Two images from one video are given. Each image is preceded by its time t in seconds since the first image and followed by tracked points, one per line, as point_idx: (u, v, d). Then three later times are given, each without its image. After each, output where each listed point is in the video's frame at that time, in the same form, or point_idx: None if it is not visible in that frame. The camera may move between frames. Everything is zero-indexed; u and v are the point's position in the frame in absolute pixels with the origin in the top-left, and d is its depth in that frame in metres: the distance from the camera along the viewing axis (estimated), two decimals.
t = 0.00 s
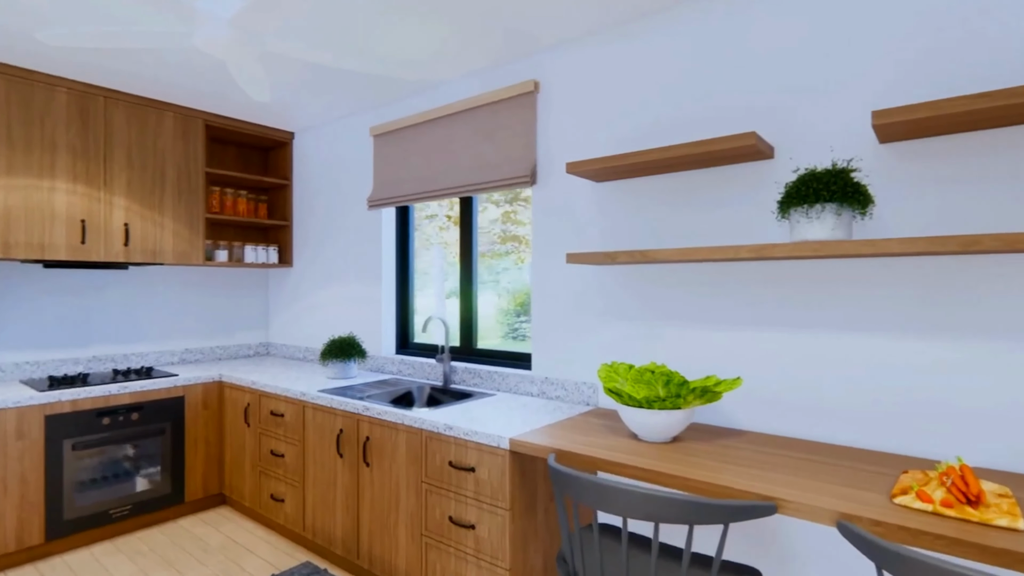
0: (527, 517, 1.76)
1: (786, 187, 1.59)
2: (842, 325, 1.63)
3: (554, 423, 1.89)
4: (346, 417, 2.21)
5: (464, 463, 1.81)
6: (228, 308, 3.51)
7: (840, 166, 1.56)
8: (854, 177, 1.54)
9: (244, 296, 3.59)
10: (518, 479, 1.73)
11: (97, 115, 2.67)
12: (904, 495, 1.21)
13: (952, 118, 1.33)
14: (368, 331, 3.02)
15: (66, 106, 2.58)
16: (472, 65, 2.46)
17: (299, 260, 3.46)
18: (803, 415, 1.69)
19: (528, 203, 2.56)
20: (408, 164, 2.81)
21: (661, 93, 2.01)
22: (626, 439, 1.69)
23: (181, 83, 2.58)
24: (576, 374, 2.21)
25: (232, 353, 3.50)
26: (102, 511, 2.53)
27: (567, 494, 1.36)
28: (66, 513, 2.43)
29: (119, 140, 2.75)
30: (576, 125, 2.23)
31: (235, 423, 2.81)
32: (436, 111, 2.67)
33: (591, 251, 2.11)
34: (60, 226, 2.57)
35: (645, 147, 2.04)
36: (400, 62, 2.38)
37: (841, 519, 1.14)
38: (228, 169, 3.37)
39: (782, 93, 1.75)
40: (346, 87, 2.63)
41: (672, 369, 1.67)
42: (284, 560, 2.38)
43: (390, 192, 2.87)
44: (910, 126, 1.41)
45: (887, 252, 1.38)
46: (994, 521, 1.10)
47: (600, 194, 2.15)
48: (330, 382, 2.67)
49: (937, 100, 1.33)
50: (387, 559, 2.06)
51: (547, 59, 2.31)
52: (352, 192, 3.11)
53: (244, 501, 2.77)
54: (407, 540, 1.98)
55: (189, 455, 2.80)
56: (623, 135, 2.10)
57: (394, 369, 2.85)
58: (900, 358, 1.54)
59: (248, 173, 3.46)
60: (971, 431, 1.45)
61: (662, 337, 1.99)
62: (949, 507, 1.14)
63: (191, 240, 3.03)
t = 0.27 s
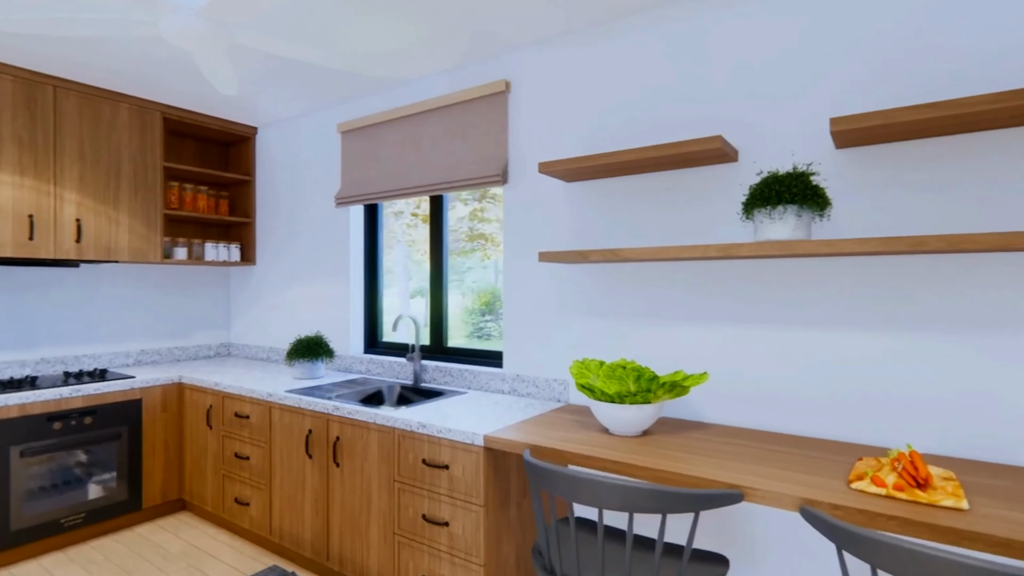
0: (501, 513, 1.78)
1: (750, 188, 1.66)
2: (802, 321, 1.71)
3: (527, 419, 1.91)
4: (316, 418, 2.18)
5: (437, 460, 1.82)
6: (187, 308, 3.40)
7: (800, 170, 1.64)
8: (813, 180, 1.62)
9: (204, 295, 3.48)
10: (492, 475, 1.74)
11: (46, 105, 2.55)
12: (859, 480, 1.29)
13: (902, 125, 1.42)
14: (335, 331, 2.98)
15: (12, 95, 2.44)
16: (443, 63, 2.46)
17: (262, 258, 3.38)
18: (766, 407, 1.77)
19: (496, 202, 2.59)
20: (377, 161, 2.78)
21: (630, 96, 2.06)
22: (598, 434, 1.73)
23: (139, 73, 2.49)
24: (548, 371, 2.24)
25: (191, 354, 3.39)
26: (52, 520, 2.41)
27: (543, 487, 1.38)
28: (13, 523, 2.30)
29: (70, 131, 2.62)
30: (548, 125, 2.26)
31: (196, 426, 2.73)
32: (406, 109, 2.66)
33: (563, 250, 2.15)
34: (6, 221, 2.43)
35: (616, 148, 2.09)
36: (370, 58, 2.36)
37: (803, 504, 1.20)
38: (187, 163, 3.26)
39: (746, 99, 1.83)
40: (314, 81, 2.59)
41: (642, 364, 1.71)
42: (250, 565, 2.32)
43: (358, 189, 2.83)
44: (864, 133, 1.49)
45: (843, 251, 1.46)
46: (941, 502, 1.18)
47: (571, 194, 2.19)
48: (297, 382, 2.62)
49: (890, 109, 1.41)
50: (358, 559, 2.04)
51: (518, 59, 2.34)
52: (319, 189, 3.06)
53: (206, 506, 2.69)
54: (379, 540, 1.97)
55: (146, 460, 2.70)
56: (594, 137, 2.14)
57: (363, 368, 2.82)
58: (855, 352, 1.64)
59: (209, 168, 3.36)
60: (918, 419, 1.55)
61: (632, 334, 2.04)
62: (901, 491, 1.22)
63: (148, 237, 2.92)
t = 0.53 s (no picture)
0: (479, 510, 1.79)
1: (721, 189, 1.71)
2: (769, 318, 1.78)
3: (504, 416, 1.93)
4: (289, 418, 2.15)
5: (415, 458, 1.82)
6: (149, 307, 3.29)
7: (767, 172, 1.70)
8: (780, 182, 1.69)
9: (168, 294, 3.38)
10: (470, 472, 1.75)
11: None
12: (824, 469, 1.35)
13: (863, 131, 1.49)
14: (306, 330, 2.93)
15: None
16: (419, 61, 2.46)
17: (229, 257, 3.30)
18: (735, 402, 1.84)
19: (466, 202, 2.61)
20: (350, 158, 2.76)
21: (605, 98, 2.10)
22: (575, 429, 1.76)
23: (101, 63, 2.40)
24: (523, 369, 2.27)
25: (154, 355, 3.28)
26: (6, 530, 2.30)
27: (523, 482, 1.40)
28: None
29: (24, 122, 2.51)
30: (524, 125, 2.28)
31: (161, 429, 2.65)
32: (380, 106, 2.64)
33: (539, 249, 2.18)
34: None
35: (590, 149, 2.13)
36: (344, 54, 2.33)
37: (773, 493, 1.25)
38: (150, 158, 3.16)
39: (717, 103, 1.89)
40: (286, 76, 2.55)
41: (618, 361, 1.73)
42: (219, 570, 2.27)
43: (331, 187, 2.80)
44: (828, 138, 1.56)
45: (809, 250, 1.53)
46: (899, 487, 1.25)
47: (546, 194, 2.22)
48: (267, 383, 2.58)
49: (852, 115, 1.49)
50: (333, 560, 2.02)
51: (494, 59, 2.35)
52: (289, 186, 3.00)
53: (171, 511, 2.62)
54: (355, 540, 1.96)
55: (107, 464, 2.61)
56: (569, 138, 2.18)
57: (335, 368, 2.79)
58: (819, 347, 1.71)
59: (173, 163, 3.26)
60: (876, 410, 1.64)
61: (607, 332, 2.09)
62: (863, 478, 1.29)
63: (108, 233, 2.82)
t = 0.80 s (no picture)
0: (457, 507, 1.80)
1: (693, 190, 1.76)
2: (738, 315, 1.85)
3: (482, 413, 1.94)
4: (262, 419, 2.11)
5: (392, 457, 1.81)
6: (110, 307, 3.17)
7: (737, 174, 1.76)
8: (749, 184, 1.75)
9: (130, 293, 3.27)
10: (448, 469, 1.76)
11: None
12: (791, 459, 1.41)
13: (828, 136, 1.56)
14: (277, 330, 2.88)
15: None
16: (395, 58, 2.45)
17: (195, 255, 3.22)
18: (706, 396, 1.90)
19: (438, 203, 2.66)
20: (323, 156, 2.72)
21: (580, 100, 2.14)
22: (552, 425, 1.79)
23: (60, 53, 2.31)
24: (499, 367, 2.29)
25: (115, 356, 3.17)
26: None
27: (504, 477, 1.42)
28: None
29: None
30: (500, 125, 2.30)
31: (124, 432, 2.57)
32: (353, 104, 2.62)
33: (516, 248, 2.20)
34: None
35: (566, 150, 2.16)
36: (318, 49, 2.31)
37: (745, 482, 1.30)
38: (111, 152, 3.06)
39: (689, 107, 1.95)
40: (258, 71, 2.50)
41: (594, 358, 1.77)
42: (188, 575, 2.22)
43: (303, 184, 2.76)
44: (794, 142, 1.63)
45: (776, 250, 1.59)
46: (860, 475, 1.31)
47: (522, 193, 2.24)
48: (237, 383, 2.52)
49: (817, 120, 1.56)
50: (307, 561, 2.00)
51: (469, 58, 2.36)
52: (259, 183, 2.95)
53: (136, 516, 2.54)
54: (330, 540, 1.94)
55: (67, 470, 2.51)
56: (545, 138, 2.21)
57: (308, 368, 2.75)
58: (785, 343, 1.79)
59: (135, 158, 3.16)
60: (838, 403, 1.72)
61: (582, 330, 2.12)
62: (827, 466, 1.35)
63: (67, 230, 2.71)
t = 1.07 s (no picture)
0: (435, 504, 1.81)
1: (667, 191, 1.82)
2: (709, 312, 1.92)
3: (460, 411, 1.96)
4: (235, 419, 2.08)
5: (370, 455, 1.81)
6: (70, 306, 3.06)
7: (709, 176, 1.82)
8: (720, 186, 1.82)
9: (90, 292, 3.15)
10: (427, 467, 1.77)
11: None
12: (761, 450, 1.47)
13: (794, 140, 1.63)
14: (248, 330, 2.83)
15: None
16: (370, 56, 2.44)
17: (161, 253, 3.13)
18: (678, 391, 1.96)
19: (405, 202, 2.60)
20: (296, 153, 2.69)
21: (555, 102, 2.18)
22: (530, 421, 1.82)
23: (19, 41, 2.22)
24: (476, 365, 2.31)
25: (75, 358, 3.06)
26: None
27: (484, 472, 1.44)
28: None
29: None
30: (476, 125, 2.32)
31: (86, 435, 2.48)
32: (327, 101, 2.59)
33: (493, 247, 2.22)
34: None
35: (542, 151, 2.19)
36: (292, 45, 2.28)
37: (718, 472, 1.35)
38: (71, 146, 2.95)
39: (662, 110, 2.01)
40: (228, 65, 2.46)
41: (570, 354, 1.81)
42: None
43: (275, 182, 2.71)
44: (762, 146, 1.70)
45: (746, 249, 1.65)
46: (825, 464, 1.38)
47: (499, 193, 2.27)
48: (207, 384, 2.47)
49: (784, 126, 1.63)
50: (282, 563, 1.98)
51: (446, 58, 2.37)
52: (229, 180, 2.89)
53: (100, 522, 2.46)
54: (306, 541, 1.93)
55: (25, 476, 2.41)
56: (521, 139, 2.24)
57: (280, 368, 2.71)
58: (753, 339, 1.86)
59: (97, 152, 3.06)
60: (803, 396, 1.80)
61: (558, 328, 2.16)
62: (794, 456, 1.41)
63: (24, 226, 2.60)
